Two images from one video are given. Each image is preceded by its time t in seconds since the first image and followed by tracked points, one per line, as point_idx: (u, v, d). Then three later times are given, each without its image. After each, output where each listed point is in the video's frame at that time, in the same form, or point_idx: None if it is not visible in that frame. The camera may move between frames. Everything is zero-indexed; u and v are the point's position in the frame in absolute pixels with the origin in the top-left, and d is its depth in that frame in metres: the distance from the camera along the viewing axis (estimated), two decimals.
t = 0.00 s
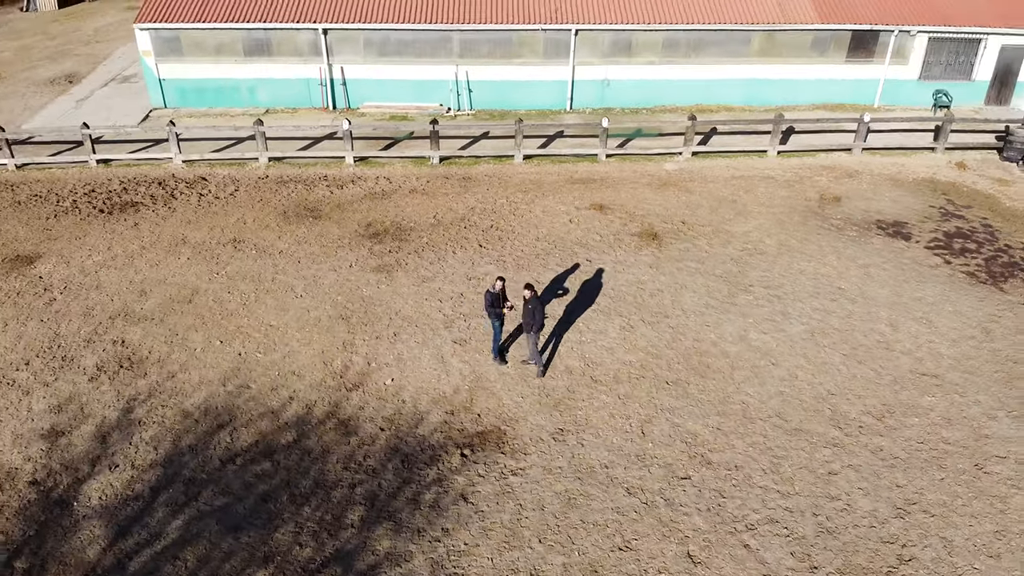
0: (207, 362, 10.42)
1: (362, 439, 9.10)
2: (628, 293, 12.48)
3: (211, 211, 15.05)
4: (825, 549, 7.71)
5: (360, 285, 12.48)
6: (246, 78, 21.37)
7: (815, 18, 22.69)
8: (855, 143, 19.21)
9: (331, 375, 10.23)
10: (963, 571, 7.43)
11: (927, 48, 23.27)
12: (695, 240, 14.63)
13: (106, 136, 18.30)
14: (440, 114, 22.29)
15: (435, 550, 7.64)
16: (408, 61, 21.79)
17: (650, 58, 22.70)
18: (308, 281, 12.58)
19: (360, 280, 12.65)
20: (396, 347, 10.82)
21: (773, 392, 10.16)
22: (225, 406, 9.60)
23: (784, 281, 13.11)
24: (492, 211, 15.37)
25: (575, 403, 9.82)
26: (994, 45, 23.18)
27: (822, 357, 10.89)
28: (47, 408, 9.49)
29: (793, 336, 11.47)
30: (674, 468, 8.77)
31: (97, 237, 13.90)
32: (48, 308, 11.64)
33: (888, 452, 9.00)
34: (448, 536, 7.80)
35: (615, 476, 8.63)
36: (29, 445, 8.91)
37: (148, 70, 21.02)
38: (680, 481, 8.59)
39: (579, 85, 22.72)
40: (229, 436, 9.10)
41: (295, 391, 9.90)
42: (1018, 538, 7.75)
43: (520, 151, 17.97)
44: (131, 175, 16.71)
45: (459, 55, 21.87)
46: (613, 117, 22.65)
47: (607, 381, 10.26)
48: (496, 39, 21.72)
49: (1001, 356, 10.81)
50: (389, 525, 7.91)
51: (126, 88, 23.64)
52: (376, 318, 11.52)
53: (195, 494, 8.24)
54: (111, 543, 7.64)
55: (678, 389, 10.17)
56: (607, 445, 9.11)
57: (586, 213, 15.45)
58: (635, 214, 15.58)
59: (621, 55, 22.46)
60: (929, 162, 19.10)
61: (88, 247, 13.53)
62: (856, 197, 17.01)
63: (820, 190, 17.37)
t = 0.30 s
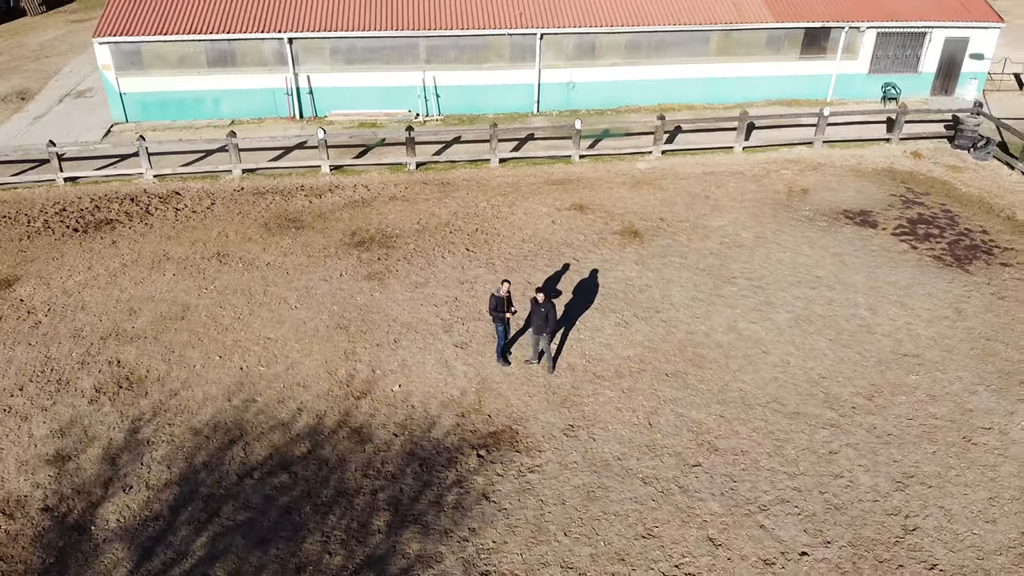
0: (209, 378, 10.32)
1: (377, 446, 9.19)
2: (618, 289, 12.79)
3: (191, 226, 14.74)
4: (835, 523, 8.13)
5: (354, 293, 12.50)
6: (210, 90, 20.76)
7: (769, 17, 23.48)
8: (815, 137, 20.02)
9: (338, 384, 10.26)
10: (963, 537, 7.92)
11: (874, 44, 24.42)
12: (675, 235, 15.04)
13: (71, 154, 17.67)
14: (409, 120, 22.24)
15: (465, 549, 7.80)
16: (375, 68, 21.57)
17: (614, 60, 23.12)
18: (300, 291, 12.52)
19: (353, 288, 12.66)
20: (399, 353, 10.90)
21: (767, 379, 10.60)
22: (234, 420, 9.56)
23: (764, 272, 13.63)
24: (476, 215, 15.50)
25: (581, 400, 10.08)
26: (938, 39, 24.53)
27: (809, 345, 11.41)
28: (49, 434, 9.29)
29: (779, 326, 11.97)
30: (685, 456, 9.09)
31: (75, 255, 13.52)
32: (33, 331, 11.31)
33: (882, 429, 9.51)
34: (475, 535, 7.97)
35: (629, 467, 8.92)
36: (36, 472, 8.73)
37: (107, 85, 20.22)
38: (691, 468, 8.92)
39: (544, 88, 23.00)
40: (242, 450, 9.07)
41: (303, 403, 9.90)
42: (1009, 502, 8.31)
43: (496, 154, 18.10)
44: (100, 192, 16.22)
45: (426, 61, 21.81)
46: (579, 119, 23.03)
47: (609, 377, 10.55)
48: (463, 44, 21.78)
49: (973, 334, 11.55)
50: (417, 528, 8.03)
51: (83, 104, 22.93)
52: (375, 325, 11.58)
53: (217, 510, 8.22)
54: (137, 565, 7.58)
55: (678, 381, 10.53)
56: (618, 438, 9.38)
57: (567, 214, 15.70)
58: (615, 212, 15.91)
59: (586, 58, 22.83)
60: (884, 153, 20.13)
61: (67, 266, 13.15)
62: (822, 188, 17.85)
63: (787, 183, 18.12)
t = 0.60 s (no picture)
0: (213, 393, 10.23)
1: (394, 451, 9.28)
2: (608, 286, 13.12)
3: (171, 241, 14.42)
4: (842, 498, 8.57)
5: (349, 301, 12.51)
6: (173, 102, 20.22)
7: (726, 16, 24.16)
8: (775, 131, 20.69)
9: (345, 392, 10.29)
10: (961, 503, 8.45)
11: (824, 39, 25.37)
12: (655, 232, 15.44)
13: (34, 171, 17.06)
14: (378, 126, 21.97)
15: (494, 547, 7.98)
16: (342, 75, 21.30)
17: (578, 62, 23.47)
18: (294, 302, 12.46)
19: (346, 297, 12.66)
20: (402, 359, 10.99)
21: (761, 366, 11.06)
22: (246, 434, 9.51)
23: (744, 264, 14.15)
24: (459, 219, 15.64)
25: (587, 395, 10.35)
26: (882, 33, 25.71)
27: (795, 331, 11.93)
28: (54, 458, 9.09)
29: (764, 315, 12.47)
30: (693, 444, 9.44)
31: (52, 276, 13.09)
32: (21, 355, 10.97)
33: (873, 407, 10.04)
34: (503, 533, 8.15)
35: (642, 457, 9.22)
36: (47, 498, 8.56)
37: (66, 100, 19.56)
38: (701, 454, 9.28)
39: (510, 91, 23.17)
40: (258, 463, 9.06)
41: (312, 413, 9.90)
42: (997, 469, 8.90)
43: (472, 158, 18.21)
44: (70, 210, 15.72)
45: (393, 67, 21.68)
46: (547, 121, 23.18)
47: (610, 372, 10.85)
48: (429, 50, 21.76)
49: (945, 313, 12.31)
50: (444, 529, 8.18)
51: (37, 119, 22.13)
52: (374, 332, 11.63)
53: (241, 524, 8.22)
54: None
55: (677, 372, 10.89)
56: (627, 430, 9.68)
57: (548, 214, 15.97)
58: (595, 211, 16.23)
59: (550, 60, 23.11)
60: (842, 144, 21.10)
61: (46, 287, 12.75)
62: (789, 180, 18.60)
63: (755, 176, 18.81)
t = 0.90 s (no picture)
0: (217, 410, 10.14)
1: (409, 456, 9.39)
2: (596, 285, 13.47)
3: (151, 259, 14.07)
4: (844, 475, 9.05)
5: (343, 311, 12.52)
6: (135, 116, 19.64)
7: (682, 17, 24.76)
8: (736, 127, 21.44)
9: (352, 401, 10.34)
10: (953, 473, 9.04)
11: (773, 36, 26.25)
12: (634, 229, 15.84)
13: None
14: (346, 134, 21.74)
15: (522, 543, 8.19)
16: (307, 84, 20.95)
17: (541, 65, 23.79)
18: (287, 314, 12.40)
19: (339, 306, 12.66)
20: (405, 365, 11.09)
21: (751, 354, 11.58)
22: (257, 448, 9.48)
23: (723, 258, 14.69)
24: (441, 224, 15.78)
25: (590, 391, 10.65)
26: (829, 28, 26.70)
27: (779, 320, 12.49)
28: (62, 485, 8.92)
29: (748, 306, 12.99)
30: (698, 432, 9.83)
31: (29, 300, 12.65)
32: (10, 382, 10.63)
33: (861, 388, 10.64)
34: (528, 529, 8.36)
35: (652, 448, 9.55)
36: (61, 525, 8.40)
37: (23, 118, 18.87)
38: (706, 441, 9.67)
39: (476, 95, 23.30)
40: (275, 476, 9.06)
41: (322, 423, 9.93)
42: (981, 439, 9.55)
43: (447, 163, 18.31)
44: (38, 231, 15.17)
45: (358, 74, 21.44)
46: (512, 124, 23.45)
47: (610, 368, 11.18)
48: (394, 56, 21.62)
49: (916, 296, 13.15)
50: (470, 530, 8.34)
51: None
52: (373, 340, 11.69)
53: (267, 539, 8.24)
54: None
55: (672, 365, 11.31)
56: (634, 423, 10.01)
57: (528, 216, 16.25)
58: (574, 211, 16.56)
59: (514, 64, 23.34)
60: (800, 139, 22.10)
61: (25, 310, 12.34)
62: (755, 174, 19.35)
63: (722, 171, 19.45)
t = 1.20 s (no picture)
0: (224, 426, 10.08)
1: (425, 460, 9.52)
2: (584, 284, 13.83)
3: (131, 277, 13.74)
4: (842, 452, 9.63)
5: (337, 320, 12.54)
6: (96, 132, 19.07)
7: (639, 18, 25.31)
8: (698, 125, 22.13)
9: (360, 410, 10.40)
10: (941, 445, 9.72)
11: (724, 35, 27.09)
12: (613, 227, 16.27)
13: None
14: (312, 143, 21.46)
15: (548, 537, 8.43)
16: (272, 94, 20.61)
17: (503, 69, 24.04)
18: (281, 326, 12.35)
19: (333, 316, 12.67)
20: (408, 371, 11.21)
21: (740, 342, 12.14)
22: (271, 462, 9.48)
23: (700, 252, 15.24)
24: (424, 230, 15.93)
25: (592, 386, 10.97)
26: (774, 27, 27.87)
27: (762, 310, 13.07)
28: (75, 511, 8.76)
29: (730, 297, 13.53)
30: (700, 421, 10.26)
31: (9, 324, 12.23)
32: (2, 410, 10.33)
33: (848, 367, 11.39)
34: (551, 523, 8.61)
35: (659, 438, 9.92)
36: (80, 552, 8.28)
37: None
38: (709, 429, 10.10)
39: (440, 100, 23.36)
40: (293, 488, 9.09)
41: (333, 433, 9.97)
42: (963, 411, 10.31)
43: (422, 168, 18.37)
44: (6, 253, 14.60)
45: (323, 83, 21.17)
46: (477, 128, 23.63)
47: (608, 363, 11.53)
48: (358, 63, 21.43)
49: (887, 279, 14.17)
50: (495, 528, 8.54)
51: None
52: (372, 348, 11.77)
53: (295, 550, 8.28)
54: None
55: (666, 357, 11.73)
56: (638, 415, 10.38)
57: (508, 218, 16.53)
58: (552, 211, 16.90)
59: (477, 68, 23.51)
60: (758, 133, 23.06)
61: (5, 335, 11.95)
62: (720, 169, 20.10)
63: (688, 167, 20.08)
